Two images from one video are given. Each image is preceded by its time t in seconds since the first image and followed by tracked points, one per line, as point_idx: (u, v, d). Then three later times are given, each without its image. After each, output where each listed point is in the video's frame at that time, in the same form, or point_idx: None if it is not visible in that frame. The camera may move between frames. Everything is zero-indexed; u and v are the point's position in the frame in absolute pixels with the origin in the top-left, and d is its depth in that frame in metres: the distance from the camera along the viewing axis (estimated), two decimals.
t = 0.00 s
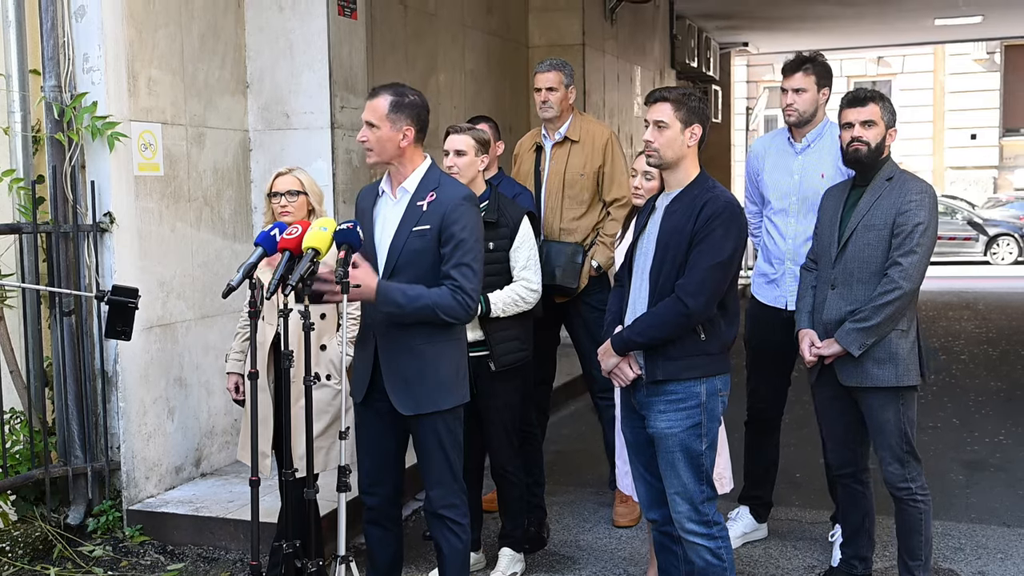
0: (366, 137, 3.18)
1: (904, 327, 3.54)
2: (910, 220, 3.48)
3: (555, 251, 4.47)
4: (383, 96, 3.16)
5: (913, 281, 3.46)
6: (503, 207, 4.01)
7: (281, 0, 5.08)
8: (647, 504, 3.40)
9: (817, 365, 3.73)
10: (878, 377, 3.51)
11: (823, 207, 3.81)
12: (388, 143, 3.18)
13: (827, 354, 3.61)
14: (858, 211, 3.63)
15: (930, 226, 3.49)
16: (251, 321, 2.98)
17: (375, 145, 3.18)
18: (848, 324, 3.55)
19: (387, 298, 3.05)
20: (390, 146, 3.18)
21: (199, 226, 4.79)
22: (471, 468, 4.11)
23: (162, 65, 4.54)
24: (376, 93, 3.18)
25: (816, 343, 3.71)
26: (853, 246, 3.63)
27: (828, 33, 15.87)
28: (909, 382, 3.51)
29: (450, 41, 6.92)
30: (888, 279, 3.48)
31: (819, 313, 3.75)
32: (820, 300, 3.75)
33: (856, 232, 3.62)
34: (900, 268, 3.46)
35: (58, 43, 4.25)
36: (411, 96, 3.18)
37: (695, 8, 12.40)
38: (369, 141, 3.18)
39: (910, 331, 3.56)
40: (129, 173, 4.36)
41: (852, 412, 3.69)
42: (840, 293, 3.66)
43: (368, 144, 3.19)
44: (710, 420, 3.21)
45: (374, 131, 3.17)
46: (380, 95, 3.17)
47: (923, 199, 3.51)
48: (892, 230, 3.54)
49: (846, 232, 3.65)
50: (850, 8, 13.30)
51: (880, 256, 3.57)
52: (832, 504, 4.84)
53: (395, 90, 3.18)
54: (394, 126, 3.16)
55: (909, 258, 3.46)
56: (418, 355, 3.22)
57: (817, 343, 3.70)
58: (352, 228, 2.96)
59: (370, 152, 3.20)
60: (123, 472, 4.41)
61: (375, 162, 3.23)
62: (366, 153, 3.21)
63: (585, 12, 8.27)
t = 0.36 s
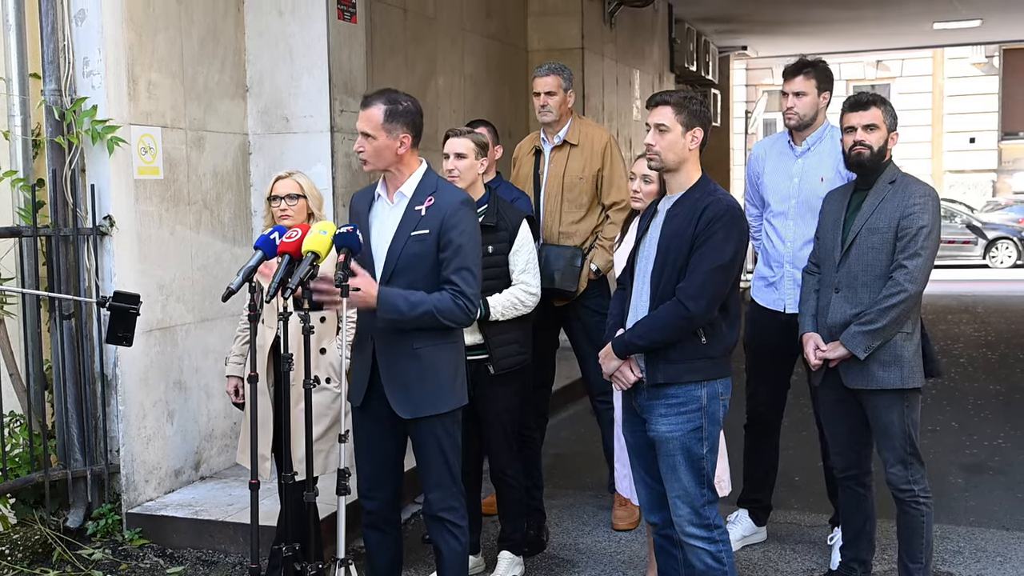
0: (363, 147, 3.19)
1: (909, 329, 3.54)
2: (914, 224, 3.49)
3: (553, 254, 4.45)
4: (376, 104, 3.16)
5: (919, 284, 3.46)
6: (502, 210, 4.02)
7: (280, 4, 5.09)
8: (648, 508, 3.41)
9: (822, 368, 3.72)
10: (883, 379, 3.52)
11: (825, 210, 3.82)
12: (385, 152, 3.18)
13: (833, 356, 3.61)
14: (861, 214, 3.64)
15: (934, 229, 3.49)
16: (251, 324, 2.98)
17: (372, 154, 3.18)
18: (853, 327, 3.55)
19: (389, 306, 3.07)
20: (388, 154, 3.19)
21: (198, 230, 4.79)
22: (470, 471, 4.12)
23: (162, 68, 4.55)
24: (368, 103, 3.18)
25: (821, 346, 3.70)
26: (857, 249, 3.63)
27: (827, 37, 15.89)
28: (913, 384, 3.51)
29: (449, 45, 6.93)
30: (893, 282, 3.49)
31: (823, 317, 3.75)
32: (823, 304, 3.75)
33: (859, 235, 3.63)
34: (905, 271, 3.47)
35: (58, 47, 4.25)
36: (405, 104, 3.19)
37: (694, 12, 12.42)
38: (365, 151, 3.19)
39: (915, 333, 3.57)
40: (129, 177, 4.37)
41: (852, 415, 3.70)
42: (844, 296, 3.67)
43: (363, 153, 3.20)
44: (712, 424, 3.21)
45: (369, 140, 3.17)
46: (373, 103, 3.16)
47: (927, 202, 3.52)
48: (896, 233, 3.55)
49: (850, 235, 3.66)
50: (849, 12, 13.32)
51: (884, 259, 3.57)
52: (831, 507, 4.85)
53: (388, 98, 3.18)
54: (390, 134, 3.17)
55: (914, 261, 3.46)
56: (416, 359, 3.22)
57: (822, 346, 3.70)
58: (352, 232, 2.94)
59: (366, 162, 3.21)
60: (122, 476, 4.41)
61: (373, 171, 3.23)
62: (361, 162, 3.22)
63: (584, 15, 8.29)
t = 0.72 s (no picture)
0: (357, 150, 3.19)
1: (911, 331, 3.54)
2: (916, 225, 3.49)
3: (553, 256, 4.46)
4: (368, 107, 3.16)
5: (920, 285, 3.46)
6: (502, 212, 4.01)
7: (280, 6, 5.10)
8: (651, 509, 3.42)
9: (823, 369, 3.72)
10: (885, 381, 3.52)
11: (829, 213, 3.82)
12: (380, 154, 3.19)
13: (834, 358, 3.62)
14: (864, 215, 3.64)
15: (936, 231, 3.49)
16: (251, 326, 2.98)
17: (367, 157, 3.18)
18: (855, 329, 3.56)
19: (392, 307, 3.08)
20: (383, 156, 3.19)
21: (198, 232, 4.79)
22: (470, 473, 4.11)
23: (162, 70, 4.55)
24: (360, 106, 3.17)
25: (823, 348, 3.70)
26: (860, 251, 3.63)
27: (826, 39, 15.90)
28: (916, 386, 3.51)
29: (449, 47, 6.93)
30: (895, 283, 3.49)
31: (826, 318, 3.75)
32: (826, 305, 3.76)
33: (862, 237, 3.63)
34: (907, 272, 3.47)
35: (58, 49, 4.26)
36: (398, 105, 3.19)
37: (694, 14, 12.42)
38: (359, 154, 3.19)
39: (917, 335, 3.57)
40: (129, 178, 4.37)
41: (854, 417, 3.69)
42: (847, 297, 3.67)
43: (358, 156, 3.20)
44: (717, 426, 3.21)
45: (364, 143, 3.17)
46: (366, 106, 3.16)
47: (930, 204, 3.51)
48: (898, 234, 3.55)
49: (852, 236, 3.67)
50: (849, 14, 13.33)
51: (887, 261, 3.58)
52: (831, 509, 4.85)
53: (379, 100, 3.18)
54: (384, 136, 3.17)
55: (916, 263, 3.46)
56: (417, 360, 3.23)
57: (824, 348, 3.70)
58: (352, 234, 2.93)
59: (361, 165, 3.21)
60: (122, 477, 4.41)
61: (369, 173, 3.24)
62: (357, 165, 3.22)
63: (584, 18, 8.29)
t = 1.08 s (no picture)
0: (353, 149, 3.19)
1: (910, 332, 3.54)
2: (916, 226, 3.49)
3: (553, 257, 4.47)
4: (366, 106, 3.16)
5: (919, 286, 3.47)
6: (502, 213, 4.01)
7: (280, 8, 5.10)
8: (653, 510, 3.42)
9: (822, 369, 3.73)
10: (883, 382, 3.52)
11: (830, 213, 3.82)
12: (376, 154, 3.19)
13: (833, 358, 3.63)
14: (865, 216, 3.64)
15: (936, 232, 3.49)
16: (250, 327, 2.97)
17: (363, 156, 3.18)
18: (854, 329, 3.56)
19: (383, 301, 3.08)
20: (379, 156, 3.19)
21: (198, 233, 4.80)
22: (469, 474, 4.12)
23: (161, 71, 4.55)
24: (358, 105, 3.17)
25: (822, 348, 3.71)
26: (860, 251, 3.63)
27: (826, 40, 15.90)
28: (914, 387, 3.51)
29: (449, 48, 6.94)
30: (894, 284, 3.49)
31: (825, 319, 3.75)
32: (826, 305, 3.76)
33: (862, 237, 3.63)
34: (906, 273, 3.47)
35: (57, 50, 4.26)
36: (394, 104, 3.19)
37: (693, 15, 12.43)
38: (356, 154, 3.19)
39: (916, 336, 3.56)
40: (128, 180, 4.37)
41: (853, 417, 3.69)
42: (846, 298, 3.67)
43: (355, 156, 3.20)
44: (720, 427, 3.21)
45: (360, 143, 3.17)
46: (363, 105, 3.16)
47: (930, 205, 3.51)
48: (898, 235, 3.55)
49: (852, 237, 3.66)
50: (849, 15, 13.33)
51: (886, 261, 3.57)
52: (831, 510, 4.85)
53: (378, 100, 3.18)
54: (381, 136, 3.17)
55: (915, 264, 3.46)
56: (410, 361, 3.23)
57: (823, 348, 3.71)
58: (351, 235, 2.97)
59: (357, 164, 3.21)
60: (121, 479, 4.41)
61: (365, 172, 3.24)
62: (354, 164, 3.22)
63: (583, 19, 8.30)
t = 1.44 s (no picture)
0: (348, 149, 3.19)
1: (904, 331, 3.54)
2: (912, 226, 3.49)
3: (561, 259, 4.49)
4: (361, 106, 3.16)
5: (914, 286, 3.47)
6: (495, 214, 4.03)
7: (277, 8, 5.10)
8: (652, 509, 3.41)
9: (817, 368, 3.73)
10: (876, 381, 3.52)
11: (827, 212, 3.82)
12: (370, 153, 3.19)
13: (827, 355, 3.61)
14: (861, 215, 3.64)
15: (932, 232, 3.49)
16: (246, 328, 2.97)
17: (357, 155, 3.19)
18: (848, 328, 3.56)
19: (376, 313, 3.09)
20: (373, 156, 3.20)
21: (195, 233, 4.79)
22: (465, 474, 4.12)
23: (158, 72, 4.55)
24: (353, 105, 3.17)
25: (817, 346, 3.71)
26: (856, 250, 3.63)
27: (824, 40, 15.91)
28: (907, 387, 3.51)
29: (446, 48, 6.93)
30: (889, 283, 3.49)
31: (820, 317, 3.75)
32: (822, 303, 3.76)
33: (858, 236, 3.63)
34: (901, 273, 3.47)
35: (54, 50, 4.26)
36: (388, 104, 3.19)
37: (691, 15, 12.43)
38: (350, 153, 3.19)
39: (909, 335, 3.56)
40: (125, 180, 4.36)
41: (847, 417, 3.70)
42: (841, 296, 3.67)
43: (349, 156, 3.20)
44: (718, 426, 3.21)
45: (355, 142, 3.17)
46: (358, 105, 3.17)
47: (926, 205, 3.51)
48: (894, 235, 3.55)
49: (849, 236, 3.66)
50: (847, 15, 13.34)
51: (882, 261, 3.58)
52: (828, 509, 4.85)
53: (373, 100, 3.18)
54: (375, 136, 3.17)
55: (910, 264, 3.47)
56: (405, 364, 3.22)
57: (818, 346, 3.72)
58: (348, 235, 2.97)
59: (352, 164, 3.21)
60: (118, 479, 4.41)
61: (359, 173, 3.24)
62: (348, 164, 3.22)
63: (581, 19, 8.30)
